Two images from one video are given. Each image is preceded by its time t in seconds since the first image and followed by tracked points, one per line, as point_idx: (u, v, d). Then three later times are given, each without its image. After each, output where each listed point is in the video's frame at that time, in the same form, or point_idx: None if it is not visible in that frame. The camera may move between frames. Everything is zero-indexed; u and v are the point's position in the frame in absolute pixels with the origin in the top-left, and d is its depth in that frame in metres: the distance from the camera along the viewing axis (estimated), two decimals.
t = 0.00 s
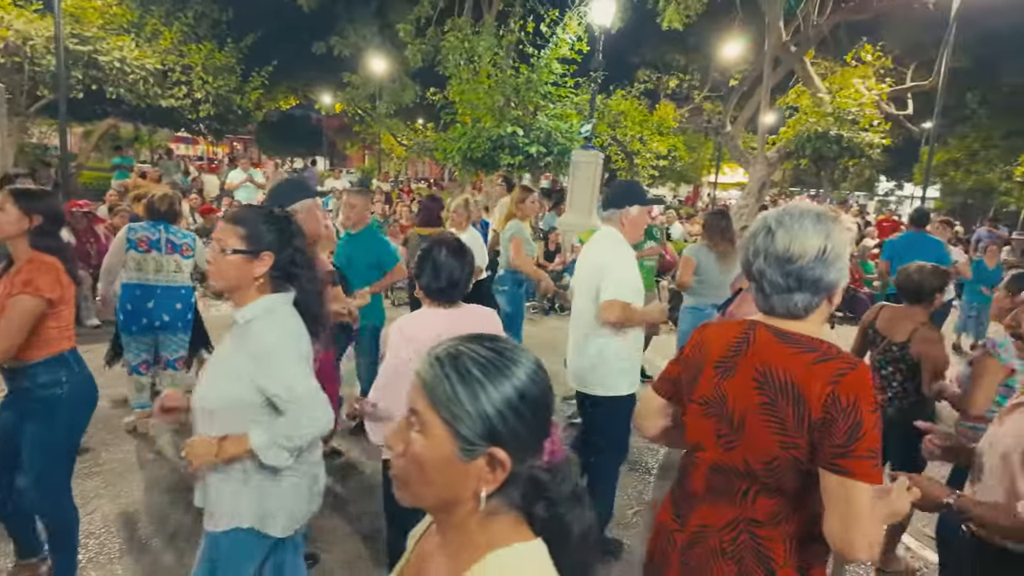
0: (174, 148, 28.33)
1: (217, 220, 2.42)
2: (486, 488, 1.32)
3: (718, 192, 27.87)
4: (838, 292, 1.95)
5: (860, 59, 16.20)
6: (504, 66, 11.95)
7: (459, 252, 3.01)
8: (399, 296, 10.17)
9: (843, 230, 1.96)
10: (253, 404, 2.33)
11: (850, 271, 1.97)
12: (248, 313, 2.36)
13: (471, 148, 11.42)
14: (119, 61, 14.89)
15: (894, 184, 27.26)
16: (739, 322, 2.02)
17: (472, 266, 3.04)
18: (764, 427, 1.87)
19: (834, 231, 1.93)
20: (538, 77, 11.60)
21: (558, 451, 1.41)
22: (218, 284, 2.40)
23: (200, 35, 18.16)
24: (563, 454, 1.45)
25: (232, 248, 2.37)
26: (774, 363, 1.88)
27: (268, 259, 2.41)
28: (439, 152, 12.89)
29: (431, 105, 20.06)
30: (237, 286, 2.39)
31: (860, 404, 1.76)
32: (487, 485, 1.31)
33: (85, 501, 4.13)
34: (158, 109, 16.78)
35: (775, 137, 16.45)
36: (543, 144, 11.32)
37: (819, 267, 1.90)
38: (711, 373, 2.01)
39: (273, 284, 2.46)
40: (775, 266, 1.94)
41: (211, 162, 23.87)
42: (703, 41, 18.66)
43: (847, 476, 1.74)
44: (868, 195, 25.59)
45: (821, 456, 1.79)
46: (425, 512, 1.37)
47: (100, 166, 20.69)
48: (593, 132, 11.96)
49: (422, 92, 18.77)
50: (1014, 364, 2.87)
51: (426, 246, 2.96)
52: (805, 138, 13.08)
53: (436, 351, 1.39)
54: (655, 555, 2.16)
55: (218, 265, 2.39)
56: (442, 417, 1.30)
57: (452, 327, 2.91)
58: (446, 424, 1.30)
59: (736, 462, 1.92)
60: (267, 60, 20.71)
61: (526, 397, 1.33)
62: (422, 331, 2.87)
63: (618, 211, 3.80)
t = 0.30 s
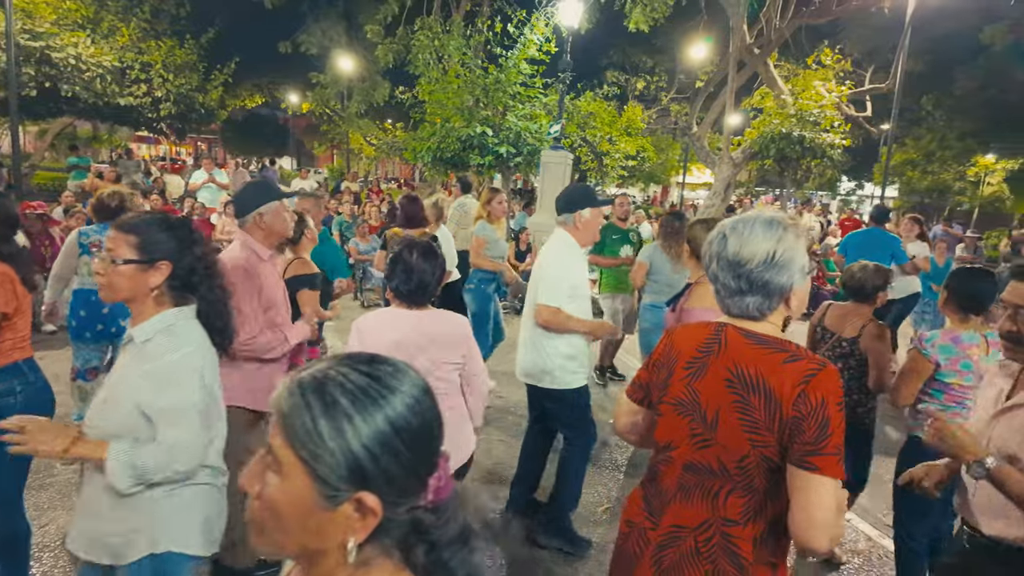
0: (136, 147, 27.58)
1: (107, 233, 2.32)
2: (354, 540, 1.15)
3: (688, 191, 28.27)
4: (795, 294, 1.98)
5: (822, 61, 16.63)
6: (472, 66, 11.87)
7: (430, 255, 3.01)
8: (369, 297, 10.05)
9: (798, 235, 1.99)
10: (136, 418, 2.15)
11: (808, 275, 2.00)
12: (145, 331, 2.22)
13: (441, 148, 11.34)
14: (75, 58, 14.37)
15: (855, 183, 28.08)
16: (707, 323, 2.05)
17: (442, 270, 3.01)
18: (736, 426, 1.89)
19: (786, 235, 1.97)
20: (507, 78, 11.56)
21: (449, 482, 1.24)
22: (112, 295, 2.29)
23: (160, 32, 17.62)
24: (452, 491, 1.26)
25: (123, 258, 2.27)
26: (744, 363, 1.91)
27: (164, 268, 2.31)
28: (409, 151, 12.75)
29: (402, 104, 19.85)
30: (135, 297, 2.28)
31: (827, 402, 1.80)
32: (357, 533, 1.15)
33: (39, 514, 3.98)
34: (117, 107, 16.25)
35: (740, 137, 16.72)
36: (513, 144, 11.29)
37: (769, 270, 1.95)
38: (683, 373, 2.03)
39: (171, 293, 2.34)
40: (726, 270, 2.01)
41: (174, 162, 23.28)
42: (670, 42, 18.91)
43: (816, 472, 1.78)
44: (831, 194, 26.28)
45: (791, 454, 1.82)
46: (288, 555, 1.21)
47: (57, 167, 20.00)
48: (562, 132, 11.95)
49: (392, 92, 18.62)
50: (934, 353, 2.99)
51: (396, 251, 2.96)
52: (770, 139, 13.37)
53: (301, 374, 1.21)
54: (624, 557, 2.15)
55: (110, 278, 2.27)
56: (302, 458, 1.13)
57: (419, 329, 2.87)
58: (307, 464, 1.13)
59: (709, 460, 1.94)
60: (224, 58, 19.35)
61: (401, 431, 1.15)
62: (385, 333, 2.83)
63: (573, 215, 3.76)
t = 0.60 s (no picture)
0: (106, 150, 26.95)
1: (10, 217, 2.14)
2: None
3: (665, 191, 28.49)
4: (772, 297, 1.99)
5: (793, 62, 16.94)
6: (448, 66, 11.83)
7: (395, 250, 2.85)
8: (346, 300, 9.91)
9: (778, 238, 1.99)
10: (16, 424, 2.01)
11: (787, 279, 1.99)
12: (43, 325, 2.07)
13: (419, 149, 11.28)
14: (40, 58, 13.97)
15: (828, 182, 28.59)
16: (692, 324, 2.06)
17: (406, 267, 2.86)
18: (726, 425, 1.91)
19: (765, 238, 1.98)
20: (484, 78, 11.54)
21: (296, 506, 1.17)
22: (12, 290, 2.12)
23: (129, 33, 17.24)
24: (305, 508, 1.22)
25: (26, 249, 2.10)
26: (728, 362, 1.91)
27: (71, 262, 2.17)
28: (386, 152, 12.64)
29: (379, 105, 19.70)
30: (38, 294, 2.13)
31: (809, 396, 1.81)
32: (175, 568, 1.04)
33: None
34: (85, 109, 15.84)
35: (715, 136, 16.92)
36: (491, 144, 11.27)
37: (746, 271, 1.96)
38: (670, 375, 2.05)
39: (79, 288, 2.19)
40: (706, 268, 2.04)
41: (147, 165, 22.86)
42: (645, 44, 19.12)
43: (806, 464, 1.80)
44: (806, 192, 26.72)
45: (781, 450, 1.84)
46: None
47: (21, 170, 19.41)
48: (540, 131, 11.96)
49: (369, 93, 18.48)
50: (877, 339, 2.99)
51: (360, 245, 2.78)
52: (744, 138, 13.57)
53: (121, 386, 1.09)
54: (638, 560, 2.20)
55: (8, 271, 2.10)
56: (106, 483, 1.01)
57: (390, 332, 2.77)
58: (108, 489, 1.01)
59: (704, 458, 1.97)
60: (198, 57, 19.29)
61: (230, 451, 1.04)
62: (356, 331, 2.71)
63: (536, 215, 3.74)
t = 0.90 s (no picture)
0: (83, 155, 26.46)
1: None
2: None
3: (649, 192, 28.63)
4: (739, 280, 2.05)
5: (772, 62, 17.16)
6: (429, 69, 11.79)
7: (369, 252, 2.82)
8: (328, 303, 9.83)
9: (744, 223, 2.05)
10: None
11: (754, 263, 2.05)
12: None
13: (401, 151, 11.24)
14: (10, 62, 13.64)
15: (808, 181, 28.95)
16: (668, 308, 2.09)
17: (380, 268, 2.83)
18: (705, 401, 1.95)
19: (731, 223, 2.04)
20: (465, 80, 11.52)
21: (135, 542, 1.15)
22: None
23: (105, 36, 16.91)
24: (146, 550, 1.18)
25: None
26: (706, 342, 1.96)
27: None
28: (368, 155, 12.54)
29: (361, 108, 19.58)
30: None
31: (782, 373, 1.90)
32: None
33: None
34: (60, 114, 15.52)
35: (696, 136, 17.02)
36: (474, 147, 11.26)
37: (713, 254, 2.02)
38: (651, 356, 2.06)
39: None
40: (676, 252, 2.11)
41: (124, 170, 22.48)
42: (627, 45, 19.23)
43: (779, 435, 1.89)
44: (786, 191, 27.06)
45: (756, 423, 1.92)
46: None
47: None
48: (522, 134, 11.96)
49: (350, 96, 18.36)
50: (828, 331, 3.06)
51: (331, 247, 2.76)
52: (724, 138, 13.72)
53: None
54: (604, 527, 2.18)
55: None
56: None
57: (369, 327, 2.77)
58: None
59: (681, 432, 1.99)
60: (175, 60, 19.06)
61: (36, 493, 1.00)
62: (330, 331, 2.69)
63: (512, 211, 3.77)
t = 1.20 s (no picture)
0: (67, 161, 26.15)
1: None
2: None
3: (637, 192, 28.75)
4: (719, 274, 2.06)
5: (756, 63, 17.34)
6: (416, 72, 11.78)
7: (358, 257, 2.79)
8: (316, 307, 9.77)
9: (721, 220, 2.08)
10: None
11: (734, 257, 2.07)
12: None
13: (389, 154, 11.22)
14: None
15: (794, 179, 29.21)
16: (653, 302, 2.10)
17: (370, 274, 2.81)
18: (687, 386, 1.96)
19: (710, 220, 2.07)
20: (452, 82, 11.51)
21: None
22: None
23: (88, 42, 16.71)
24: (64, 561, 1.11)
25: None
26: (689, 329, 1.97)
27: None
28: (356, 159, 12.49)
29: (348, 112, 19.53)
30: None
31: (754, 353, 1.90)
32: None
33: None
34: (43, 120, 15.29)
35: (683, 137, 17.11)
36: (462, 149, 11.26)
37: (692, 250, 2.05)
38: (638, 346, 2.08)
39: None
40: (660, 250, 2.14)
41: (109, 177, 22.22)
42: (613, 47, 19.35)
43: (749, 413, 1.87)
44: (773, 190, 27.29)
45: (729, 402, 1.91)
46: None
47: None
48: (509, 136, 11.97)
49: (338, 99, 18.28)
50: (826, 342, 3.10)
51: (322, 253, 2.75)
52: (711, 138, 13.83)
53: None
54: (603, 515, 2.19)
55: None
56: None
57: (359, 332, 2.75)
58: None
59: (668, 416, 2.00)
60: (160, 65, 18.88)
61: None
62: (310, 335, 2.69)
63: (499, 212, 3.79)
